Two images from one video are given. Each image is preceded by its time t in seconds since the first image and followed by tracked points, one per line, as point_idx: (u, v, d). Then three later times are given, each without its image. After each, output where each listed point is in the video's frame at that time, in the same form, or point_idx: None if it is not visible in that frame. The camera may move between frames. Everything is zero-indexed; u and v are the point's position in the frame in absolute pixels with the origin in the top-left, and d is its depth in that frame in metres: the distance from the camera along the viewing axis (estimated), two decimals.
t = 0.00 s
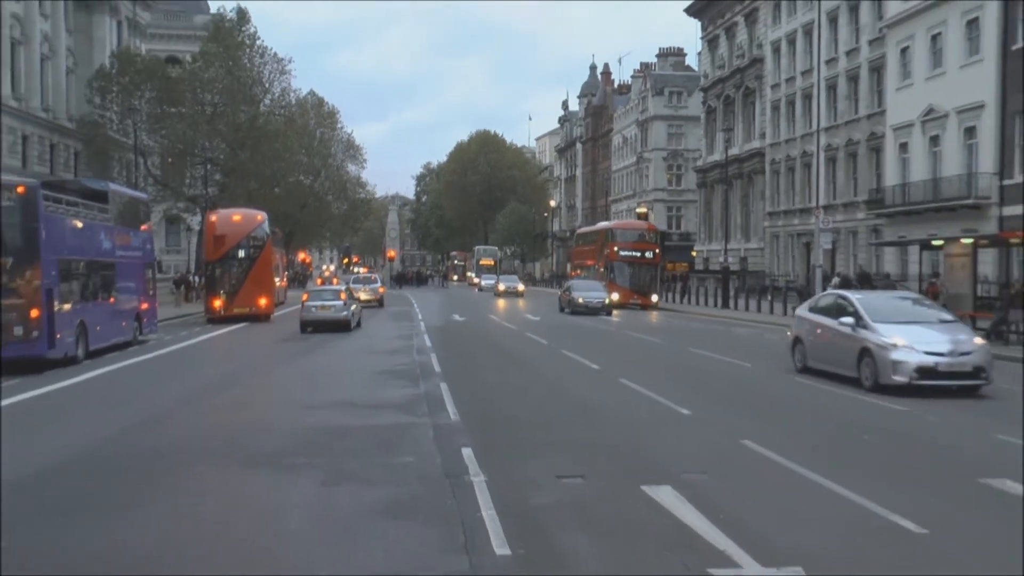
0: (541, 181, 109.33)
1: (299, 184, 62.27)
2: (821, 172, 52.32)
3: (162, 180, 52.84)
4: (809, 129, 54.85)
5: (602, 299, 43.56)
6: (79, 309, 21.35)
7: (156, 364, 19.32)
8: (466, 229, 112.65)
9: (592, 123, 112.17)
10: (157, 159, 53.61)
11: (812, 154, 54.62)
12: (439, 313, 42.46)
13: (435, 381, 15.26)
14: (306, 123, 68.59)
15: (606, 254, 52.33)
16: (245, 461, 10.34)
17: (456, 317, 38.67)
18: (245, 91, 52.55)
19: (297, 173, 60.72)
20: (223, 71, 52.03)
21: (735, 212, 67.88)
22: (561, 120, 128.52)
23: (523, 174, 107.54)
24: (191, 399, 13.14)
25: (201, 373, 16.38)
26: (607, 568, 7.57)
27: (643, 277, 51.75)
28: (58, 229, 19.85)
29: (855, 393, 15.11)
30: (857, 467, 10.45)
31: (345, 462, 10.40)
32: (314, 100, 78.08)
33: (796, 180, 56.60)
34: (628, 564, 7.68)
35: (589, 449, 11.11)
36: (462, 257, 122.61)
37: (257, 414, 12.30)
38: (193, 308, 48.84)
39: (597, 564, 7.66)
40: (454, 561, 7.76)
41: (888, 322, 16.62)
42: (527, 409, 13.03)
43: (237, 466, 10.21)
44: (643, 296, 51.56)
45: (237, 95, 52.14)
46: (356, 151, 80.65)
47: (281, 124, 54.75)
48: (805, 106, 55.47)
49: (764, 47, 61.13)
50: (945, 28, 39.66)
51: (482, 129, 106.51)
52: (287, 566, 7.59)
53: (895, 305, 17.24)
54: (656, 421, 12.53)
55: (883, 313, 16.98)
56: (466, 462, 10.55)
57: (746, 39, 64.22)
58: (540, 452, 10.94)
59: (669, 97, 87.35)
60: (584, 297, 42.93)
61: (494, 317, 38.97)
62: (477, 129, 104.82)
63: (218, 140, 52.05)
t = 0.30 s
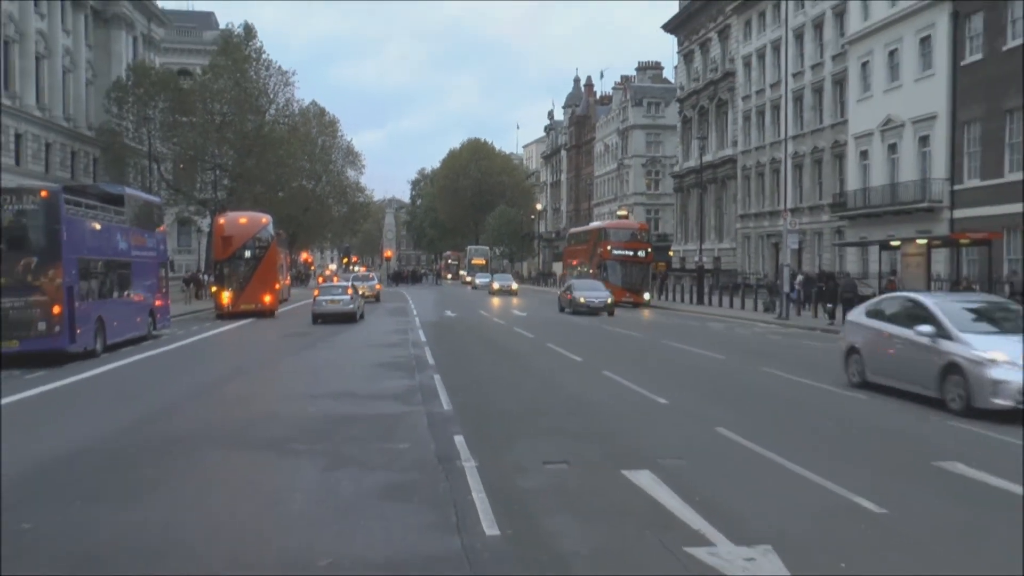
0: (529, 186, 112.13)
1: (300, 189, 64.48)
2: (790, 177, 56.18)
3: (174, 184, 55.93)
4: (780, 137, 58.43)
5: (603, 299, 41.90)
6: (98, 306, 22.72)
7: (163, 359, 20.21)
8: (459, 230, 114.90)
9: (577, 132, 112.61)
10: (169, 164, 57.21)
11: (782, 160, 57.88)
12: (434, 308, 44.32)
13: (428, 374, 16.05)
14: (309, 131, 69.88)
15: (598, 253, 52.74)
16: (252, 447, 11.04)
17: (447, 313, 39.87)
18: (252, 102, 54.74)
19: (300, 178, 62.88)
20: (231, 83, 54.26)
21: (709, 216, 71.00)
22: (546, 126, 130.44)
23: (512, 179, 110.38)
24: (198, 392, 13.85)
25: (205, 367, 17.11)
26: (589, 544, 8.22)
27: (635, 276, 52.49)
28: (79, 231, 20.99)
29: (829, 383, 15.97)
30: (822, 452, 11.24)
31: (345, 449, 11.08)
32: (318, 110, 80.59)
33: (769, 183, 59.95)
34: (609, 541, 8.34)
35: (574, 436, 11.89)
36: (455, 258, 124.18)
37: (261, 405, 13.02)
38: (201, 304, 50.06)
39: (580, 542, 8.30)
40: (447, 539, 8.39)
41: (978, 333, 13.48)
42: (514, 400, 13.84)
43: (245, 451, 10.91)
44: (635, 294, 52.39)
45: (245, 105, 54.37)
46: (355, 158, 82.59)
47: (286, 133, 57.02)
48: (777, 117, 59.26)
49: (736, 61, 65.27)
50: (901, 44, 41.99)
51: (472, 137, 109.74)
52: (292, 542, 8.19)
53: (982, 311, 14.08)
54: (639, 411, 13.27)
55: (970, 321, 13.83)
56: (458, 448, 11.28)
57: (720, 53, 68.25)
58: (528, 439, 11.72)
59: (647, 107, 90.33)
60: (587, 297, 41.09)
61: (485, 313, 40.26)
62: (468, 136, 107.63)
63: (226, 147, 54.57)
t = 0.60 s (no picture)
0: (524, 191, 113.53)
1: (306, 194, 65.65)
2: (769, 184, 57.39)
3: (186, 190, 57.21)
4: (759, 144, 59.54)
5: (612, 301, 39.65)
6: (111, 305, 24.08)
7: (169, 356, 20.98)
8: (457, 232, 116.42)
9: (567, 139, 113.95)
10: (180, 171, 58.04)
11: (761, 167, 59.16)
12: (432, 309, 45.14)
13: (427, 371, 16.67)
14: (316, 139, 70.96)
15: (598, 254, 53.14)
16: (261, 439, 11.59)
17: (444, 313, 40.70)
18: (261, 111, 55.52)
19: (305, 182, 63.96)
20: (240, 94, 54.98)
21: (694, 219, 71.97)
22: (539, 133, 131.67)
23: (507, 185, 111.87)
24: (207, 388, 14.43)
25: (212, 364, 17.72)
26: (581, 533, 8.71)
27: (634, 276, 53.02)
28: (95, 233, 22.72)
29: (812, 378, 16.58)
30: (802, 444, 11.83)
31: (348, 442, 11.60)
32: (320, 118, 82.16)
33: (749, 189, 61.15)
34: (599, 529, 8.83)
35: (567, 430, 12.49)
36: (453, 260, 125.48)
37: (268, 400, 13.59)
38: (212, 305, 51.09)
39: (572, 530, 8.80)
40: (446, 527, 8.87)
41: None
42: (510, 395, 14.45)
43: (254, 443, 11.46)
44: (635, 294, 52.91)
45: (253, 113, 55.16)
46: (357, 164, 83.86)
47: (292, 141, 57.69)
48: (755, 126, 60.34)
49: (718, 74, 66.26)
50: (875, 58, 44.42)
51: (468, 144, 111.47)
52: (299, 526, 8.68)
53: None
54: (630, 406, 13.85)
55: None
56: (456, 441, 11.85)
57: (704, 65, 69.37)
58: (522, 433, 12.32)
59: (635, 118, 91.49)
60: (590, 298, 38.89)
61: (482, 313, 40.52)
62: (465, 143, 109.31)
63: (235, 154, 55.57)
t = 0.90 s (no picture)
0: (516, 193, 113.96)
1: (302, 196, 65.93)
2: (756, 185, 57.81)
3: (184, 191, 57.39)
4: (747, 145, 60.05)
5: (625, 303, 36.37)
6: (109, 304, 24.22)
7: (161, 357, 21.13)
8: (451, 234, 116.82)
9: (558, 142, 114.19)
10: (179, 173, 58.30)
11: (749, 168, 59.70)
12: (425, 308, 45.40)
13: (421, 368, 16.91)
14: (309, 139, 71.21)
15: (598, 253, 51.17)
16: (258, 435, 11.79)
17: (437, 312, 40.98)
18: (259, 113, 55.77)
19: (301, 184, 64.25)
20: (237, 96, 55.29)
21: (682, 220, 72.37)
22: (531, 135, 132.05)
23: (499, 187, 112.44)
24: (202, 386, 14.62)
25: (209, 363, 17.93)
26: (571, 527, 8.93)
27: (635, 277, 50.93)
28: (94, 234, 22.92)
29: (800, 375, 16.83)
30: (789, 439, 12.10)
31: (344, 438, 11.80)
32: (315, 120, 82.73)
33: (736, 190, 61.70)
34: (589, 523, 9.06)
35: (558, 426, 12.74)
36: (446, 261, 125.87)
37: (263, 397, 13.81)
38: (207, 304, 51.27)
39: (563, 524, 9.03)
40: (440, 522, 9.08)
41: None
42: (501, 391, 14.72)
43: (250, 438, 11.67)
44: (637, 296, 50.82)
45: (250, 116, 55.38)
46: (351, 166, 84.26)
47: (289, 143, 58.00)
48: (743, 129, 60.86)
49: (706, 76, 66.70)
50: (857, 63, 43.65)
51: (461, 146, 112.18)
52: (297, 520, 8.88)
53: None
54: (622, 403, 14.08)
55: None
56: (449, 438, 12.05)
57: (692, 69, 69.76)
58: (513, 429, 12.56)
59: (625, 120, 91.98)
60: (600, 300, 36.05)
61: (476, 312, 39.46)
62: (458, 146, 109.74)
63: (233, 155, 55.68)
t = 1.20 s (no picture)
0: (509, 193, 114.00)
1: (294, 196, 65.89)
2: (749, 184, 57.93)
3: (176, 191, 57.18)
4: (739, 146, 60.19)
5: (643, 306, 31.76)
6: (102, 304, 24.20)
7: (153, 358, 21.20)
8: (444, 234, 116.82)
9: (551, 142, 114.22)
10: (172, 173, 58.13)
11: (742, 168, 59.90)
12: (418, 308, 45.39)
13: (414, 368, 16.90)
14: (301, 140, 71.11)
15: (602, 252, 48.88)
16: (252, 435, 11.78)
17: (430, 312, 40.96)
18: (252, 113, 55.66)
19: (293, 184, 64.21)
20: (229, 96, 54.91)
21: (674, 220, 72.52)
22: (525, 135, 132.12)
23: (492, 187, 112.56)
24: (196, 387, 14.61)
25: (203, 363, 17.91)
26: (565, 527, 8.94)
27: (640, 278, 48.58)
28: (86, 234, 22.95)
29: (793, 375, 16.86)
30: (782, 438, 12.13)
31: (337, 439, 11.78)
32: (309, 121, 82.78)
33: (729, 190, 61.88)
34: (583, 523, 9.07)
35: (552, 425, 12.75)
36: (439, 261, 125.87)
37: (256, 397, 13.80)
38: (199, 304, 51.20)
39: (557, 525, 9.02)
40: (434, 521, 9.07)
41: None
42: (495, 391, 14.73)
43: (245, 438, 11.66)
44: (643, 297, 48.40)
45: (243, 116, 55.22)
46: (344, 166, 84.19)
47: (282, 143, 57.86)
48: (736, 129, 61.01)
49: (699, 77, 66.85)
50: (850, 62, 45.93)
51: (454, 146, 112.25)
52: (292, 520, 8.87)
53: None
54: (617, 402, 14.09)
55: None
56: (443, 438, 12.06)
57: (685, 69, 69.80)
58: (507, 428, 12.56)
59: (618, 120, 92.09)
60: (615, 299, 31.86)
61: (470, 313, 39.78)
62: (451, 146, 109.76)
63: (225, 155, 55.52)
